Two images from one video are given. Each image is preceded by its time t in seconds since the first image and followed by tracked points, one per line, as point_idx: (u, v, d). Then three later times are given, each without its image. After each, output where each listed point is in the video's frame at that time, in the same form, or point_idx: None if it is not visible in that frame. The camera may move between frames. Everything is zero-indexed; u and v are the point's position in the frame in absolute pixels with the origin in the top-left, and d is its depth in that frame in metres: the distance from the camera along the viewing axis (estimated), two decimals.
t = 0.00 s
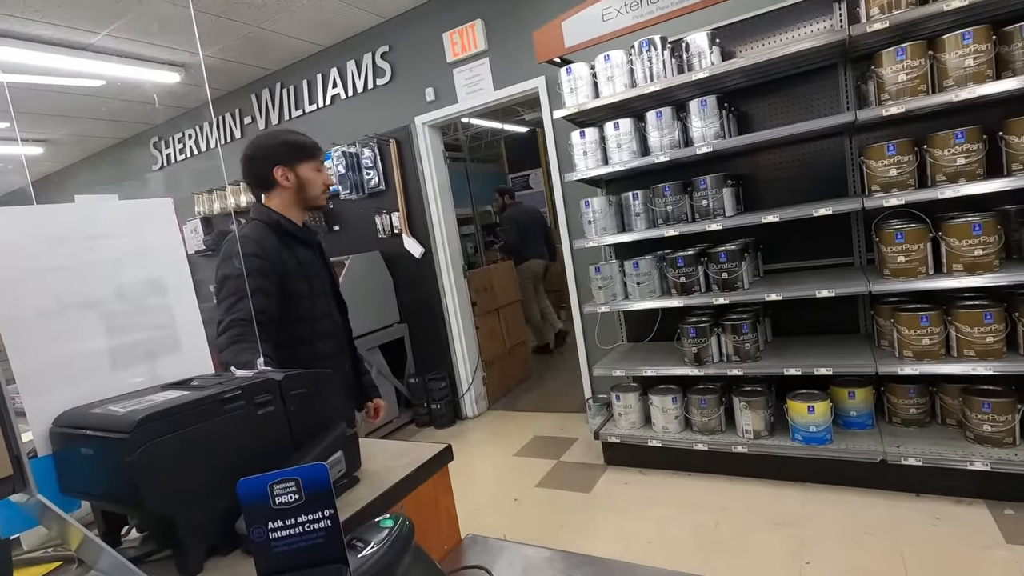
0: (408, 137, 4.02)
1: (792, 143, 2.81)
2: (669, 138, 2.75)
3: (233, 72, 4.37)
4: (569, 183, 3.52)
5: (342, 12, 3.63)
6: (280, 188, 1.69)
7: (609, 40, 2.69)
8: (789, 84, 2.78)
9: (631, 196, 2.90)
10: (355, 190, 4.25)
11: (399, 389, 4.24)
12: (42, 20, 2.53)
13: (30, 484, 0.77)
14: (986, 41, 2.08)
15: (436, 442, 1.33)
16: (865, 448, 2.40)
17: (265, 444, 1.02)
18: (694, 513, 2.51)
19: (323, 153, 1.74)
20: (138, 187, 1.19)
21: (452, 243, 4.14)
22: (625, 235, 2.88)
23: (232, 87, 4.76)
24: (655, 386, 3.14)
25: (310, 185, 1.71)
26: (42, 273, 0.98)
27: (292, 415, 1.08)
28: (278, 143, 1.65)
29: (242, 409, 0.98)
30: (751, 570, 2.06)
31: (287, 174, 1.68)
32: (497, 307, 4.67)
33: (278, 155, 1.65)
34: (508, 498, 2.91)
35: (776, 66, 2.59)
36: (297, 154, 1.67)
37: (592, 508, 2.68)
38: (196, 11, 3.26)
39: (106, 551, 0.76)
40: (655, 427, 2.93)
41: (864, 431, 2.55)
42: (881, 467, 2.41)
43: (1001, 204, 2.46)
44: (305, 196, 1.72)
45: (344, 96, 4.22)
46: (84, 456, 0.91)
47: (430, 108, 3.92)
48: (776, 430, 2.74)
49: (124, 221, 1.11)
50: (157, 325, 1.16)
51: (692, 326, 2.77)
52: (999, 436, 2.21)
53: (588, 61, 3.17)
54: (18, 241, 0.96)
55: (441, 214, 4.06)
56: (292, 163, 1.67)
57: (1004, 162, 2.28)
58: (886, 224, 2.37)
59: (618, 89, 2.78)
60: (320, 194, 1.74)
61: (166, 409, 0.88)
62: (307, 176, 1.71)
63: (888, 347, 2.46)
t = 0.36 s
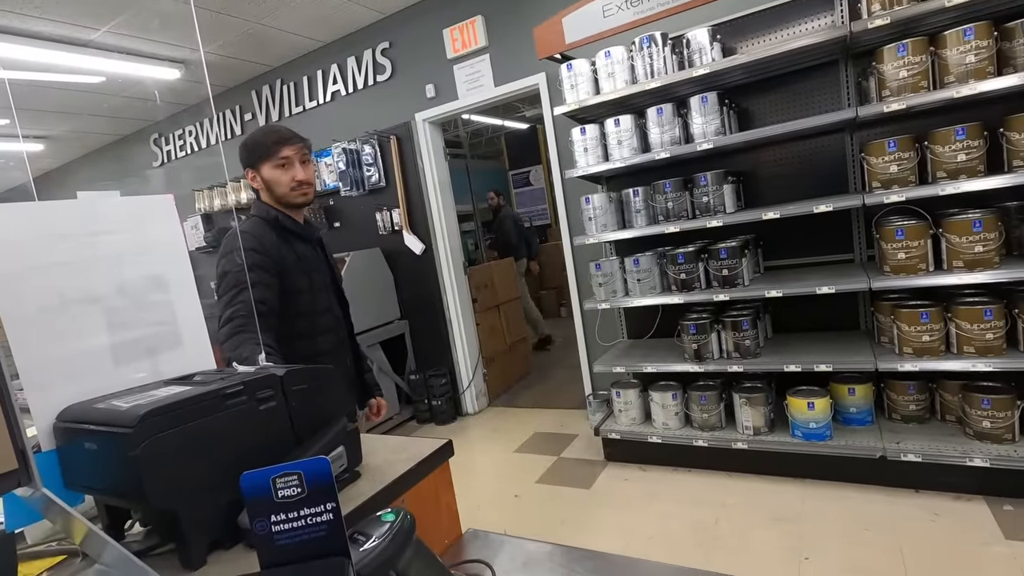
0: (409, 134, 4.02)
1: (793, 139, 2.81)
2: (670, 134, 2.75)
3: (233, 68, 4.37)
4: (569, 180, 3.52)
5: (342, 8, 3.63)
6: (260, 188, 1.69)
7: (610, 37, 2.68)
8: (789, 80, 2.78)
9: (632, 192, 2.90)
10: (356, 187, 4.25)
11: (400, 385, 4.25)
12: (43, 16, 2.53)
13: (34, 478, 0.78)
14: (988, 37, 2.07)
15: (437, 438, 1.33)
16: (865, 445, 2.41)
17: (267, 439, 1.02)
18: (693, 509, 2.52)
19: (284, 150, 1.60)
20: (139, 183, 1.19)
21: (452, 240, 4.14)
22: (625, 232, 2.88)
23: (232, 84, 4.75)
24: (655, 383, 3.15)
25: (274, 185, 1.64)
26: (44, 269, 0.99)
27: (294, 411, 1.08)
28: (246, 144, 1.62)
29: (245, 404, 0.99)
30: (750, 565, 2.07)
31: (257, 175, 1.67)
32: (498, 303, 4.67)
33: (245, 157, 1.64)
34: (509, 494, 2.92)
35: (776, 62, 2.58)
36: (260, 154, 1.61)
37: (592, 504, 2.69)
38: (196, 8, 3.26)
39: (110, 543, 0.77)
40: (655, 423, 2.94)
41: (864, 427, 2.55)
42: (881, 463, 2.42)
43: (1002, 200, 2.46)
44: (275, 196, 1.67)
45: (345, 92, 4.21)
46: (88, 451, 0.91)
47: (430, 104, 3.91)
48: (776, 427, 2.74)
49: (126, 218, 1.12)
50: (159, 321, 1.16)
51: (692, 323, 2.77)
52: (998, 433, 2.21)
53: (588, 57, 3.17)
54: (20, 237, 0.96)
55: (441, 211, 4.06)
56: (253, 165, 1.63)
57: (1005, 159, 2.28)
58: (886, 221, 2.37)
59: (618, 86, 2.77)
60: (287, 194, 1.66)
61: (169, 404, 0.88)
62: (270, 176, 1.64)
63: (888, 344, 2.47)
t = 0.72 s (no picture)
0: (409, 129, 4.01)
1: (793, 134, 2.81)
2: (671, 129, 2.74)
3: (232, 63, 4.36)
4: (570, 175, 3.52)
5: (341, 3, 3.62)
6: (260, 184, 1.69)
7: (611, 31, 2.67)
8: (790, 74, 2.77)
9: (632, 187, 2.90)
10: (356, 182, 4.24)
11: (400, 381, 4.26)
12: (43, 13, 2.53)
13: (39, 471, 0.76)
14: (989, 31, 2.07)
15: (438, 432, 1.34)
16: (864, 439, 2.42)
17: (270, 433, 1.03)
18: (693, 503, 2.53)
19: (284, 146, 1.60)
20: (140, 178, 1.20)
21: (453, 235, 4.14)
22: (625, 227, 2.88)
23: (232, 79, 4.75)
24: (656, 378, 3.16)
25: (275, 181, 1.64)
26: (47, 264, 0.99)
27: (296, 405, 1.09)
28: (247, 140, 1.62)
29: (248, 398, 1.00)
30: (750, 559, 2.08)
31: (258, 171, 1.67)
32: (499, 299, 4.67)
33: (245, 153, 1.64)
34: (510, 489, 2.93)
35: (776, 57, 2.58)
36: (260, 150, 1.61)
37: (592, 498, 2.70)
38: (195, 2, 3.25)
39: (116, 537, 0.77)
40: (656, 418, 2.95)
41: (864, 422, 2.56)
42: (880, 458, 2.42)
43: (1002, 195, 2.46)
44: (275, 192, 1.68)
45: (345, 88, 4.20)
46: (92, 444, 0.92)
47: (430, 100, 3.91)
48: (775, 421, 2.75)
49: (128, 213, 1.13)
50: (161, 316, 1.17)
51: (692, 318, 2.78)
52: (998, 427, 2.22)
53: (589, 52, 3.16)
54: (23, 233, 0.97)
55: (441, 206, 4.06)
56: (254, 161, 1.63)
57: (1006, 153, 2.27)
58: (887, 215, 2.36)
59: (619, 81, 2.77)
60: (288, 189, 1.66)
61: (171, 398, 0.89)
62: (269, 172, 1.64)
63: (888, 338, 2.47)
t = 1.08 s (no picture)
0: (405, 131, 4.01)
1: (788, 136, 2.82)
2: (666, 131, 2.75)
3: (228, 65, 4.35)
4: (566, 177, 3.52)
5: (337, 5, 3.62)
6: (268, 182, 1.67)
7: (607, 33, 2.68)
8: (784, 75, 2.78)
9: (628, 189, 2.90)
10: (352, 184, 4.22)
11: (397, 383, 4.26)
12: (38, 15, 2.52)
13: (34, 476, 0.76)
14: (982, 32, 2.08)
15: (434, 434, 1.34)
16: (861, 439, 2.42)
17: (267, 436, 1.03)
18: (690, 503, 2.53)
19: (306, 148, 1.61)
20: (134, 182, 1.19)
21: (450, 237, 4.14)
22: (622, 228, 2.88)
23: (227, 81, 4.75)
24: (652, 379, 3.16)
25: (291, 181, 1.64)
26: (42, 268, 0.99)
27: (293, 408, 1.09)
28: (263, 137, 1.61)
29: (244, 402, 0.99)
30: (747, 559, 2.08)
31: (269, 168, 1.65)
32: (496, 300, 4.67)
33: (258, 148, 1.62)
34: (507, 490, 2.93)
35: (770, 59, 2.59)
36: (278, 148, 1.61)
37: (589, 500, 2.70)
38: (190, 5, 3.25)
39: (111, 541, 0.75)
40: (653, 419, 2.95)
41: (859, 422, 2.57)
42: (876, 457, 2.43)
43: (996, 195, 2.47)
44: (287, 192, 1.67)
45: (341, 89, 4.20)
46: (87, 448, 0.92)
47: (426, 101, 3.91)
48: (772, 422, 2.76)
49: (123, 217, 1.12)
50: (157, 319, 1.17)
51: (689, 319, 2.78)
52: (993, 426, 2.23)
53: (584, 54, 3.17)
54: (20, 235, 0.97)
55: (438, 208, 4.06)
56: (270, 158, 1.61)
57: (999, 154, 2.29)
58: (882, 216, 2.37)
59: (615, 82, 2.77)
60: (302, 190, 1.66)
61: (166, 402, 0.89)
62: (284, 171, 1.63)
63: (884, 338, 2.48)
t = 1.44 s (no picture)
0: (402, 136, 4.01)
1: (783, 140, 2.83)
2: (662, 135, 2.76)
3: (223, 70, 4.35)
4: (563, 181, 3.52)
5: (334, 10, 3.62)
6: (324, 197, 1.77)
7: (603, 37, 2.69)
8: (779, 79, 2.80)
9: (625, 193, 2.91)
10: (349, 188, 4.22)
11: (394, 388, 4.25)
12: (32, 20, 2.52)
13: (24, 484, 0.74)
14: (975, 37, 2.09)
15: (431, 440, 1.33)
16: (858, 442, 2.43)
17: (263, 443, 1.02)
18: (688, 507, 2.53)
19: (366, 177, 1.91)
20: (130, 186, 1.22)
21: (446, 241, 4.14)
22: (619, 232, 2.89)
23: (224, 86, 4.75)
24: (650, 382, 3.16)
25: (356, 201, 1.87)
26: (35, 274, 0.99)
27: (289, 415, 1.08)
28: (344, 158, 1.77)
29: (239, 409, 0.99)
30: (744, 563, 2.08)
31: (344, 186, 1.80)
32: (493, 304, 4.66)
33: (334, 163, 1.75)
34: (505, 495, 2.92)
35: (765, 63, 2.60)
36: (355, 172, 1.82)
37: (587, 504, 2.69)
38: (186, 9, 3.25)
39: (103, 551, 0.73)
40: (650, 423, 2.95)
41: (857, 425, 2.57)
42: (873, 460, 2.43)
43: (991, 198, 2.49)
44: (346, 209, 1.84)
45: (337, 94, 4.20)
46: (80, 457, 0.91)
47: (423, 106, 3.91)
48: (769, 425, 2.76)
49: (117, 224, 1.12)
50: (151, 325, 1.16)
51: (686, 322, 2.78)
52: (990, 428, 2.24)
53: (581, 58, 3.17)
54: (13, 241, 0.96)
55: (435, 212, 4.06)
56: (352, 178, 1.80)
57: (994, 157, 2.30)
58: (877, 219, 2.38)
59: (611, 87, 2.78)
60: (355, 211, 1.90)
61: (161, 410, 0.88)
62: (354, 191, 1.85)
63: (880, 341, 2.49)
